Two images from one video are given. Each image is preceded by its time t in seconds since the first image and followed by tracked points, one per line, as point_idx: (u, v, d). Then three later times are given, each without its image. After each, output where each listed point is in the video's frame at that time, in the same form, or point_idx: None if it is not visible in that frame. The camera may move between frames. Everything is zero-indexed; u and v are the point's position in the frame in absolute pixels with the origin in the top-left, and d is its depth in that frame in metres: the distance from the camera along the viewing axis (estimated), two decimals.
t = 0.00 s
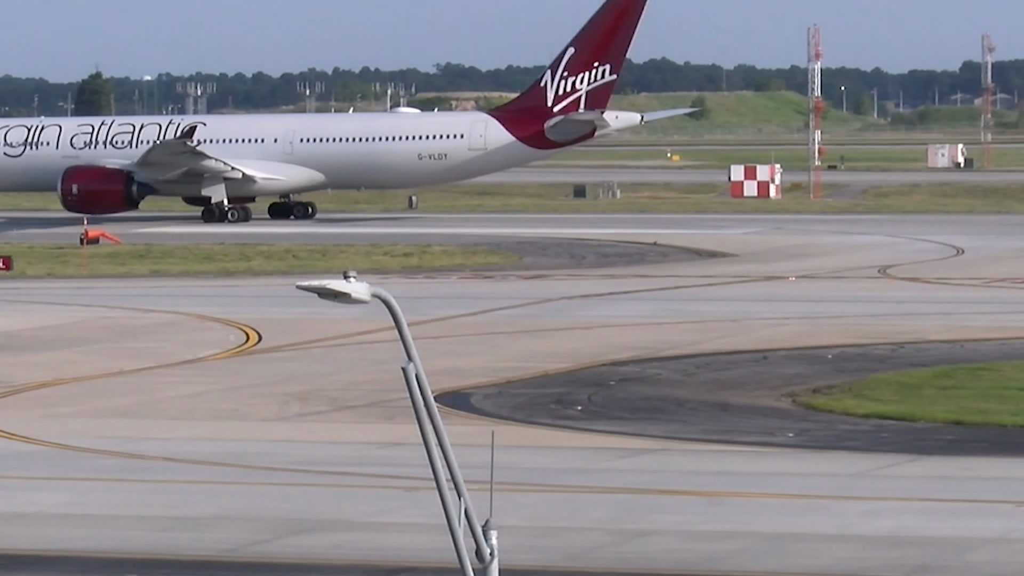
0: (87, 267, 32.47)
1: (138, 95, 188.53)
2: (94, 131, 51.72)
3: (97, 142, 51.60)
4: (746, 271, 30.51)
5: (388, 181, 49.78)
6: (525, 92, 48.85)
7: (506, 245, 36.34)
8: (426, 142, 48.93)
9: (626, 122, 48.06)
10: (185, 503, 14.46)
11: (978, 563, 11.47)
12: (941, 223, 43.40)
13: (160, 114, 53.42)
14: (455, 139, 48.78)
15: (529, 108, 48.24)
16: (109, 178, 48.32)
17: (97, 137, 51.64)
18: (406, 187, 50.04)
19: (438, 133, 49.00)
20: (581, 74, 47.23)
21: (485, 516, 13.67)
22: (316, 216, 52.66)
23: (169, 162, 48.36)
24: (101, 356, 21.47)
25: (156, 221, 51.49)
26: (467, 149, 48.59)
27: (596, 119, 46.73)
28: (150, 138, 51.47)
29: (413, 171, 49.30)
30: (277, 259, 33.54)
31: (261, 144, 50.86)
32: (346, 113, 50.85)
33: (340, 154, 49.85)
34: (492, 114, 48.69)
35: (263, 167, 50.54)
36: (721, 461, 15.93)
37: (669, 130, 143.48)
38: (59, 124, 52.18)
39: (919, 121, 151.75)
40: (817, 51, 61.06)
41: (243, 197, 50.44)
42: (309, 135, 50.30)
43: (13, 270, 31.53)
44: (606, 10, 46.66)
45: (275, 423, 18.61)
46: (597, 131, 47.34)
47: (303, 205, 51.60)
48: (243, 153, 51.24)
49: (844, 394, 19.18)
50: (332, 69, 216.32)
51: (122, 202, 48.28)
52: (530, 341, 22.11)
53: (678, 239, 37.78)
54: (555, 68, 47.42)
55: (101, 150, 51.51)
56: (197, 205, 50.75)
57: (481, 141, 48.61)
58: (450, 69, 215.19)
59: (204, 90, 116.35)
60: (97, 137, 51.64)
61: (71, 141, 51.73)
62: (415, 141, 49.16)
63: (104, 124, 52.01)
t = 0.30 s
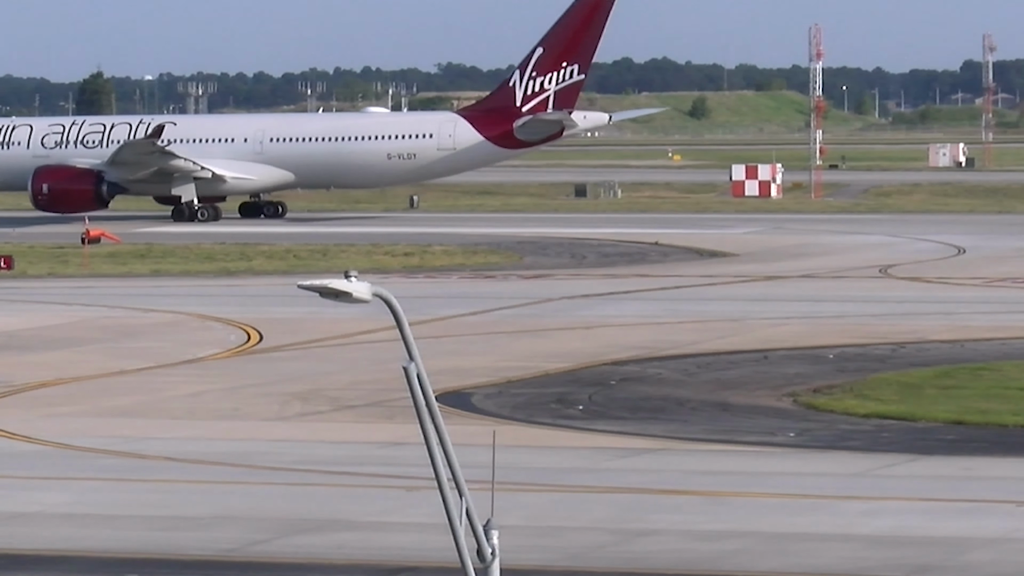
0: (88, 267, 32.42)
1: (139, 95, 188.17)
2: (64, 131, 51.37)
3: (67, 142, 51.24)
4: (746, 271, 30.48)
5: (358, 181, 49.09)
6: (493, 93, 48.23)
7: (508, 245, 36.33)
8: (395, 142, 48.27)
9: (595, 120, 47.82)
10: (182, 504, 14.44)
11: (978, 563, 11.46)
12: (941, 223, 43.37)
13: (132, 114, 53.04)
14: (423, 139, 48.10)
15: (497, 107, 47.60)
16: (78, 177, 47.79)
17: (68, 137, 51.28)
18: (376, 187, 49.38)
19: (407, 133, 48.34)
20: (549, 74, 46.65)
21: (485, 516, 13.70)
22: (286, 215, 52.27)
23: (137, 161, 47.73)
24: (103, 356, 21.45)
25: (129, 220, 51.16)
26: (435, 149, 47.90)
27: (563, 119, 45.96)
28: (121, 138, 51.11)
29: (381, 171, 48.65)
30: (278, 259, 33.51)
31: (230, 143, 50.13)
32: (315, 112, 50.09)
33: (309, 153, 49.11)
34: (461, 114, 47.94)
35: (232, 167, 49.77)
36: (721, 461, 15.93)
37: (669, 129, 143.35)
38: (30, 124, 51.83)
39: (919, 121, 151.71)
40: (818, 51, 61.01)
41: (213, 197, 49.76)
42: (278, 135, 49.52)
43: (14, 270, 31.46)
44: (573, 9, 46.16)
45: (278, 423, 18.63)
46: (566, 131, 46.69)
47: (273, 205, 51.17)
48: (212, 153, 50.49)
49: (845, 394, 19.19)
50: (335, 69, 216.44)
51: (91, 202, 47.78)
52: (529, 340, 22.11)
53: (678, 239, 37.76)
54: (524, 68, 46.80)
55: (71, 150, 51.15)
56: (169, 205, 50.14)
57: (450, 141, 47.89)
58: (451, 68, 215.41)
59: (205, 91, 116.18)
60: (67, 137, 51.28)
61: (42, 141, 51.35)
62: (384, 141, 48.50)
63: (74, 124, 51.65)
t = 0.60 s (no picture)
0: (142, 264, 32.46)
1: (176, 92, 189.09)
2: (87, 129, 51.33)
3: (90, 139, 51.16)
4: (805, 269, 30.49)
5: (379, 179, 49.08)
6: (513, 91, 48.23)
7: (564, 243, 36.39)
8: (415, 140, 48.21)
9: (613, 120, 47.60)
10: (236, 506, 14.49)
11: None
12: (990, 221, 43.22)
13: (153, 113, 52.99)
14: (443, 137, 48.00)
15: (517, 106, 47.64)
16: (100, 175, 47.84)
17: (91, 135, 51.22)
18: (398, 185, 49.32)
19: (427, 131, 48.27)
20: (569, 72, 46.49)
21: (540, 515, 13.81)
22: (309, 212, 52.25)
23: (157, 159, 47.72)
24: (156, 353, 21.53)
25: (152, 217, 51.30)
26: (455, 148, 47.81)
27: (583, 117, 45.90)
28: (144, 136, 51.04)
29: (402, 169, 48.62)
30: (333, 256, 33.60)
31: (251, 141, 50.13)
32: (336, 110, 50.13)
33: (329, 151, 49.17)
34: (480, 112, 48.01)
35: (252, 164, 49.65)
36: (780, 459, 15.96)
37: (711, 129, 143.45)
38: (53, 122, 51.82)
39: (973, 122, 151.61)
40: (873, 49, 60.81)
41: (235, 194, 49.65)
42: (298, 133, 49.56)
43: (69, 266, 31.62)
44: (591, 7, 46.03)
45: (330, 421, 18.70)
46: (585, 129, 46.55)
47: (296, 202, 51.01)
48: (233, 151, 50.58)
49: (900, 392, 19.19)
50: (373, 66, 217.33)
51: (113, 199, 47.84)
52: (580, 338, 22.14)
53: (733, 237, 37.83)
54: (543, 65, 46.58)
55: (94, 147, 51.06)
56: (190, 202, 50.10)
57: (470, 139, 47.80)
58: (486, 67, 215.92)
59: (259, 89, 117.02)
60: (90, 135, 51.22)
61: (65, 139, 51.31)
62: (403, 139, 48.47)
63: (97, 122, 51.60)
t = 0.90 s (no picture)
0: (265, 259, 32.60)
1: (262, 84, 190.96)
2: (173, 124, 51.54)
3: (176, 134, 51.36)
4: (934, 266, 30.39)
5: (462, 174, 49.21)
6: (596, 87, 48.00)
7: (684, 238, 36.41)
8: (498, 135, 48.22)
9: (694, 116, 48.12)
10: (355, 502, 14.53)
11: None
12: None
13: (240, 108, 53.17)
14: (526, 133, 48.00)
15: (599, 102, 47.47)
16: (185, 169, 48.47)
17: (176, 129, 51.43)
18: (481, 179, 49.42)
19: (509, 127, 48.26)
20: (651, 69, 46.42)
21: (660, 510, 13.84)
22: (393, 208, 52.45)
23: (243, 155, 48.26)
24: (277, 346, 21.64)
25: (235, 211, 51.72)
26: (538, 144, 47.81)
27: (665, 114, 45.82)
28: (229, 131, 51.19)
29: (485, 164, 48.67)
30: (454, 251, 33.73)
31: (335, 136, 50.72)
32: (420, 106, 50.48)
33: (411, 147, 49.39)
34: (563, 107, 47.85)
35: (336, 159, 50.26)
36: (905, 457, 15.95)
37: (813, 125, 143.32)
38: (141, 117, 52.04)
39: None
40: (992, 45, 60.44)
41: (319, 188, 50.45)
42: (383, 128, 50.00)
43: (191, 260, 31.95)
44: (674, 4, 46.02)
45: (450, 415, 18.75)
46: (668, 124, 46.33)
47: (381, 198, 51.24)
48: (318, 146, 51.12)
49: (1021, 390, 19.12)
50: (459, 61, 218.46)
51: (197, 193, 48.32)
52: (699, 334, 22.15)
53: (854, 233, 37.76)
54: (625, 62, 46.60)
55: (179, 142, 51.25)
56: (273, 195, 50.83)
57: (552, 135, 47.75)
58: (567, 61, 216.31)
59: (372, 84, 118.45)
60: (176, 130, 51.43)
61: (151, 134, 51.54)
62: (486, 135, 48.49)
63: (184, 117, 51.78)
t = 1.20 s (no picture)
0: (393, 254, 32.72)
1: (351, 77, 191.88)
2: (265, 118, 51.85)
3: (268, 129, 51.68)
4: None
5: (552, 170, 49.34)
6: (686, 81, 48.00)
7: (812, 235, 36.24)
8: (587, 131, 48.32)
9: (784, 111, 48.01)
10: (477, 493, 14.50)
11: None
12: None
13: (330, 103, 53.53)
14: (615, 128, 48.08)
15: (688, 97, 47.45)
16: (276, 164, 48.56)
17: (269, 124, 51.76)
18: (570, 174, 49.53)
19: (599, 122, 48.34)
20: (740, 65, 46.40)
21: (787, 506, 13.77)
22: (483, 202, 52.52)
23: (332, 149, 48.34)
24: (406, 342, 21.72)
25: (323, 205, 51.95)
26: (627, 139, 47.90)
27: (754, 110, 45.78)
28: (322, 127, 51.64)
29: (574, 160, 48.77)
30: (582, 247, 33.73)
31: (425, 132, 50.74)
32: (511, 100, 50.39)
33: (500, 142, 49.48)
34: (652, 103, 48.02)
35: (426, 153, 50.36)
36: None
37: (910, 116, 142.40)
38: (233, 111, 52.21)
39: None
40: None
41: (411, 184, 50.22)
42: (473, 123, 50.05)
43: (320, 256, 32.12)
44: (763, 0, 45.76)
45: (577, 410, 18.73)
46: (756, 121, 46.49)
47: (471, 192, 51.31)
48: (407, 141, 51.21)
49: None
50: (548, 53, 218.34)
51: (288, 187, 48.53)
52: (823, 331, 22.11)
53: (981, 230, 37.43)
54: (715, 58, 46.61)
55: (272, 137, 51.58)
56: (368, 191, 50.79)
57: (641, 130, 47.86)
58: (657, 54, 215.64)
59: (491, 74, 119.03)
60: (268, 124, 51.75)
61: (244, 128, 51.76)
62: (576, 130, 48.57)
63: (276, 111, 52.14)
